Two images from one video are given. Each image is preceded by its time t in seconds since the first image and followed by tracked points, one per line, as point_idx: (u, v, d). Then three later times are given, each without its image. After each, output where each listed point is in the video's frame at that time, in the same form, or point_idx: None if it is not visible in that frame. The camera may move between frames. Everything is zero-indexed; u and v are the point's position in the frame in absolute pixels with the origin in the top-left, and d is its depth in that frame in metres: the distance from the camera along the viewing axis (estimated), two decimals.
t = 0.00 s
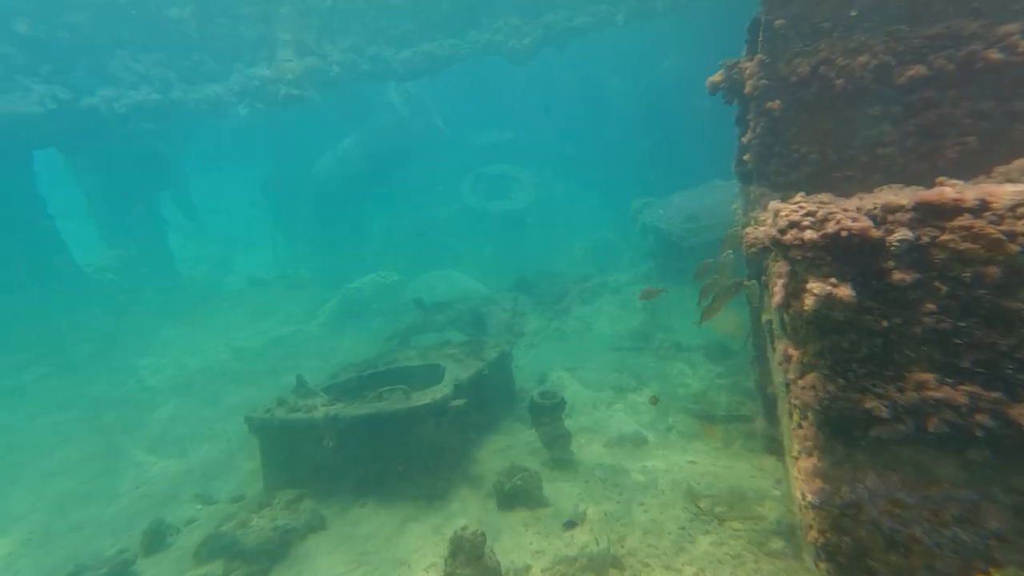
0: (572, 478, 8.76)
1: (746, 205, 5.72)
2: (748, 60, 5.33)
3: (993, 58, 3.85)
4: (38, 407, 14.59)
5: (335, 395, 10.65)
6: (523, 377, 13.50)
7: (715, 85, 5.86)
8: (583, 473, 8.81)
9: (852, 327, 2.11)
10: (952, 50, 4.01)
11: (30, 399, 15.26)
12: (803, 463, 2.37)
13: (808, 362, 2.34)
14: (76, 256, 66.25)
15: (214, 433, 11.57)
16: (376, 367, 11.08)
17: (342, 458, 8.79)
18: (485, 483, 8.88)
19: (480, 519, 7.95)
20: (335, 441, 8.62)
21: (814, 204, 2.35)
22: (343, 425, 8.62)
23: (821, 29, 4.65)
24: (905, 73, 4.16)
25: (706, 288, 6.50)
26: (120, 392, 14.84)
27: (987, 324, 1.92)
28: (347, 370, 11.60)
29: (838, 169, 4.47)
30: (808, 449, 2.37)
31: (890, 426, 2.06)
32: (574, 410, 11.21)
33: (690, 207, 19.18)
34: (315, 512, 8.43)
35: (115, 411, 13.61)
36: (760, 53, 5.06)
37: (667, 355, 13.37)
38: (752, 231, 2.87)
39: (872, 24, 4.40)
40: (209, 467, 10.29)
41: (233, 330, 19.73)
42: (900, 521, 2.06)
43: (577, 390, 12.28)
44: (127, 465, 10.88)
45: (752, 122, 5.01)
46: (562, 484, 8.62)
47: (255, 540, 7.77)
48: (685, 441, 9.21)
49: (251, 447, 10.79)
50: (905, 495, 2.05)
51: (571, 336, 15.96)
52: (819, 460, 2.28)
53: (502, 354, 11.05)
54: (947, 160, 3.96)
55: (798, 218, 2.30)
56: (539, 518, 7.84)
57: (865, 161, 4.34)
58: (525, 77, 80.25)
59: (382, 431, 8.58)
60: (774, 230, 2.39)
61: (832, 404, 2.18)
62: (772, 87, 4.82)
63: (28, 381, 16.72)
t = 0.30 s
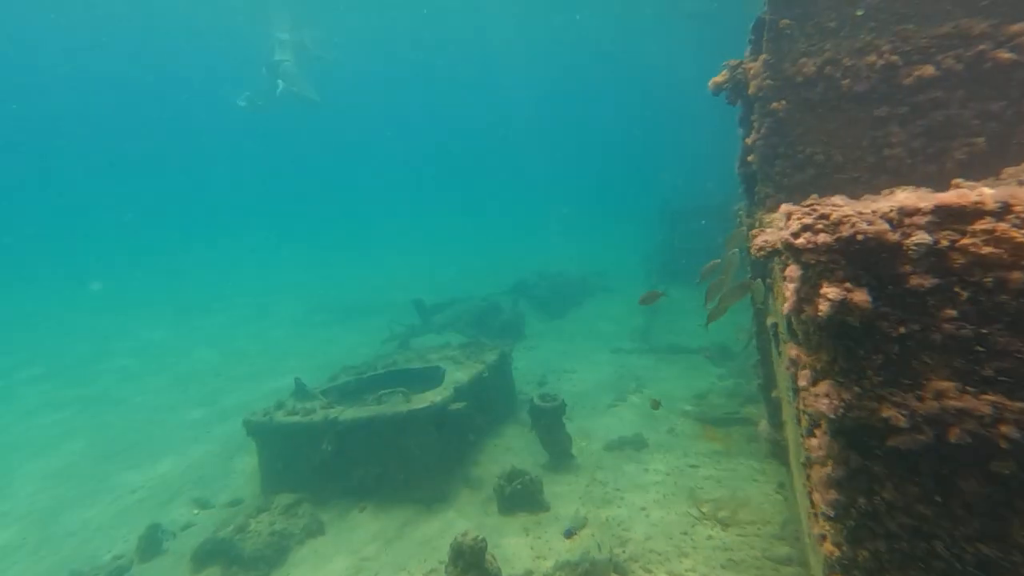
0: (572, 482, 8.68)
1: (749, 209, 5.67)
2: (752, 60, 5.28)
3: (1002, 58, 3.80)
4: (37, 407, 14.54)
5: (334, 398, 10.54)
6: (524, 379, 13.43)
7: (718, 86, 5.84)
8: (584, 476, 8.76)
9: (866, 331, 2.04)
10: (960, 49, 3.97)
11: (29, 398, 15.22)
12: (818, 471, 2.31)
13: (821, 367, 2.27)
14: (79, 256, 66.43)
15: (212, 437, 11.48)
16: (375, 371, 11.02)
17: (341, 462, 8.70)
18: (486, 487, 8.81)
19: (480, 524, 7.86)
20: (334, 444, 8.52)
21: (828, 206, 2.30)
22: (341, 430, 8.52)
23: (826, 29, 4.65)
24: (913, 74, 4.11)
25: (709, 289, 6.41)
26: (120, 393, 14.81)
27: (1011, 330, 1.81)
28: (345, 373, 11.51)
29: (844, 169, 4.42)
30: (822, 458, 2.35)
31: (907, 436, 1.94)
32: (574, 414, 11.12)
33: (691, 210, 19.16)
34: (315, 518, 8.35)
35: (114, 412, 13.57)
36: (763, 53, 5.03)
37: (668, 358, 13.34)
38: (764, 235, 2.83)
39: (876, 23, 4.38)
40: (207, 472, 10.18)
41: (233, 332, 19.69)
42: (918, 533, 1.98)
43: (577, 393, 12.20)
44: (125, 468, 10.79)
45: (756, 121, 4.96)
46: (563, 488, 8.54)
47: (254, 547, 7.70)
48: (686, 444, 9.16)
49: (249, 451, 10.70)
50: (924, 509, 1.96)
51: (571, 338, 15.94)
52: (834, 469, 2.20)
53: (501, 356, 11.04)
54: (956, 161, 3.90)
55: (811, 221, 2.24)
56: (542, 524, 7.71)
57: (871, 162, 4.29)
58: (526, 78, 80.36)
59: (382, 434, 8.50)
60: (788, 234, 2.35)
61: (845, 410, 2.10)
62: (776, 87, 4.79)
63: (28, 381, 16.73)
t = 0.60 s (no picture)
0: (574, 487, 8.59)
1: (754, 212, 5.64)
2: (757, 62, 5.24)
3: (1011, 60, 3.75)
4: (34, 410, 14.45)
5: (333, 403, 10.43)
6: (524, 383, 13.35)
7: (723, 88, 5.82)
8: (585, 481, 8.70)
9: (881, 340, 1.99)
10: (968, 51, 3.92)
11: (26, 402, 15.12)
12: (833, 485, 2.24)
13: (835, 377, 2.22)
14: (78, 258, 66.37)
15: (211, 441, 11.38)
16: (376, 373, 10.96)
17: (340, 468, 8.61)
18: (486, 493, 8.74)
19: (481, 530, 7.78)
20: (334, 450, 8.44)
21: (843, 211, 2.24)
22: (340, 434, 8.44)
23: (832, 31, 4.61)
24: (920, 76, 4.07)
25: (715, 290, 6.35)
26: (118, 397, 14.72)
27: None
28: (344, 377, 11.40)
29: (850, 172, 4.38)
30: (837, 470, 2.28)
31: (928, 450, 1.86)
32: (574, 418, 11.08)
33: (692, 213, 19.14)
34: (315, 525, 8.25)
35: (112, 416, 13.47)
36: (768, 55, 5.00)
37: (669, 361, 13.26)
38: (774, 240, 2.78)
39: (884, 25, 4.34)
40: (205, 477, 10.07)
41: (231, 335, 19.60)
42: (940, 551, 1.90)
43: (578, 396, 12.13)
44: (122, 473, 10.69)
45: (761, 124, 4.93)
46: (564, 494, 8.46)
47: (251, 555, 7.60)
48: (688, 449, 9.09)
49: (247, 455, 10.60)
50: (946, 526, 1.88)
51: (571, 342, 15.88)
52: (850, 482, 2.14)
53: (502, 359, 11.02)
54: (965, 164, 3.85)
55: (825, 226, 2.18)
56: (542, 528, 7.64)
57: (878, 165, 4.25)
58: (526, 81, 80.49)
59: (381, 439, 8.42)
60: (801, 239, 2.29)
61: (861, 421, 2.04)
62: (781, 89, 4.76)
63: (25, 384, 16.64)
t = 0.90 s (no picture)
0: (574, 492, 8.50)
1: (757, 215, 5.60)
2: (759, 65, 5.21)
3: (1019, 62, 3.72)
4: (30, 413, 14.34)
5: (332, 407, 10.36)
6: (524, 386, 13.28)
7: (726, 89, 5.79)
8: (585, 486, 8.62)
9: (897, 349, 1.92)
10: (975, 53, 3.89)
11: (21, 405, 15.01)
12: (847, 496, 2.18)
13: (848, 386, 2.16)
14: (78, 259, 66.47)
15: (208, 445, 11.29)
16: (375, 377, 10.87)
17: (339, 472, 8.51)
18: (486, 498, 8.65)
19: (481, 535, 7.70)
20: (332, 454, 8.34)
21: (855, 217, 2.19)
22: (338, 439, 8.34)
23: (836, 33, 4.59)
24: (926, 78, 4.03)
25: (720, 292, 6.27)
26: (115, 400, 14.63)
27: None
28: (343, 380, 11.31)
29: (854, 175, 4.34)
30: (850, 482, 2.22)
31: (948, 463, 1.81)
32: (574, 421, 11.02)
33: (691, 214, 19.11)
34: (314, 531, 8.16)
35: (109, 419, 13.37)
36: (771, 57, 4.97)
37: (669, 364, 13.21)
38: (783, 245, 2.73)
39: (890, 27, 4.32)
40: (202, 482, 9.97)
41: (229, 338, 19.49)
42: (962, 568, 1.84)
43: (579, 400, 12.06)
44: (118, 477, 10.59)
45: (764, 126, 4.89)
46: (564, 499, 8.37)
47: (249, 562, 7.52)
48: (690, 453, 9.01)
49: (245, 460, 10.51)
50: (967, 542, 1.82)
51: (571, 344, 15.82)
52: (866, 495, 2.07)
53: (501, 362, 10.95)
54: (972, 167, 3.81)
55: (838, 231, 2.12)
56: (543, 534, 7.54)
57: (883, 168, 4.22)
58: (524, 82, 80.59)
59: (380, 444, 8.34)
60: (811, 244, 2.23)
61: (876, 433, 1.98)
62: (785, 91, 4.71)
63: (22, 387, 16.55)
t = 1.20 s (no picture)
0: (575, 496, 8.42)
1: (760, 216, 5.55)
2: (763, 65, 5.17)
3: None
4: (27, 415, 14.25)
5: (330, 410, 10.28)
6: (524, 388, 13.22)
7: (728, 90, 5.76)
8: (586, 489, 8.54)
9: (914, 356, 1.85)
10: (983, 52, 3.84)
11: (18, 407, 14.92)
12: (862, 507, 2.11)
13: (863, 394, 2.10)
14: (77, 260, 66.44)
15: (206, 448, 11.20)
16: (374, 379, 10.80)
17: (337, 476, 8.42)
18: (486, 502, 8.56)
19: (481, 540, 7.61)
20: (330, 458, 8.25)
21: (868, 220, 2.13)
22: (336, 442, 8.26)
23: (841, 32, 4.56)
24: (933, 78, 3.99)
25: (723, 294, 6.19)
26: (113, 402, 14.54)
27: None
28: (342, 382, 11.22)
29: (859, 176, 4.29)
30: (866, 492, 2.14)
31: (970, 474, 1.74)
32: (574, 424, 10.96)
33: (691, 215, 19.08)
34: (312, 535, 8.08)
35: (106, 421, 13.29)
36: (775, 57, 4.93)
37: (669, 365, 13.16)
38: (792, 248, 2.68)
39: (895, 26, 4.28)
40: (199, 486, 9.87)
41: (227, 340, 19.40)
42: None
43: (579, 402, 12.01)
44: (116, 480, 10.51)
45: (768, 127, 4.84)
46: (565, 503, 8.28)
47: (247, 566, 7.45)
48: (691, 456, 8.95)
49: (242, 463, 10.43)
50: (991, 556, 1.75)
51: (570, 345, 15.77)
52: (882, 505, 2.01)
53: (501, 364, 10.91)
54: (980, 168, 3.76)
55: (850, 234, 2.07)
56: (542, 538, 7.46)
57: (889, 169, 4.18)
58: (523, 83, 80.58)
59: (379, 447, 8.25)
60: (823, 247, 2.17)
61: (892, 442, 1.91)
62: (789, 91, 4.66)
63: (19, 389, 16.46)
